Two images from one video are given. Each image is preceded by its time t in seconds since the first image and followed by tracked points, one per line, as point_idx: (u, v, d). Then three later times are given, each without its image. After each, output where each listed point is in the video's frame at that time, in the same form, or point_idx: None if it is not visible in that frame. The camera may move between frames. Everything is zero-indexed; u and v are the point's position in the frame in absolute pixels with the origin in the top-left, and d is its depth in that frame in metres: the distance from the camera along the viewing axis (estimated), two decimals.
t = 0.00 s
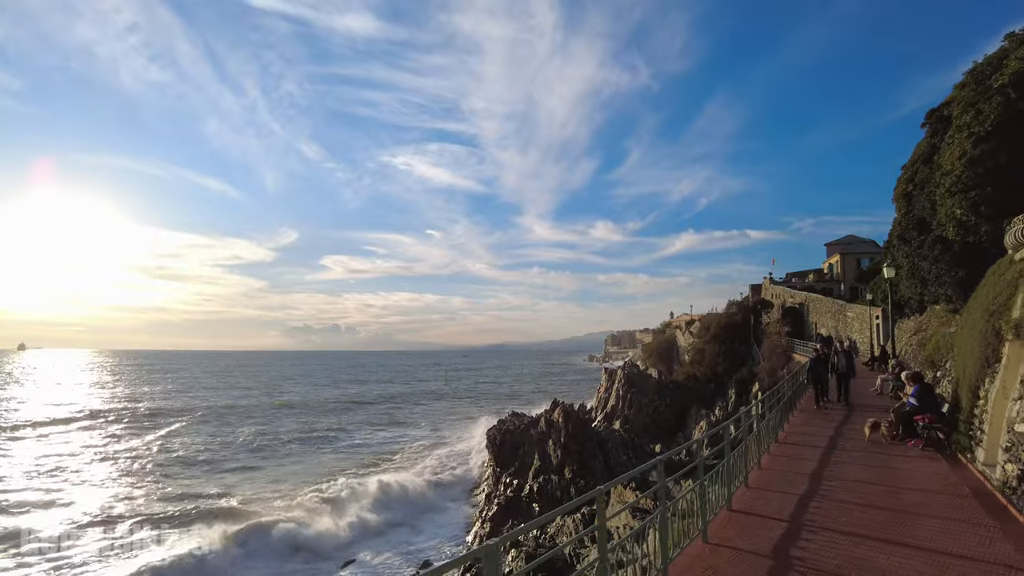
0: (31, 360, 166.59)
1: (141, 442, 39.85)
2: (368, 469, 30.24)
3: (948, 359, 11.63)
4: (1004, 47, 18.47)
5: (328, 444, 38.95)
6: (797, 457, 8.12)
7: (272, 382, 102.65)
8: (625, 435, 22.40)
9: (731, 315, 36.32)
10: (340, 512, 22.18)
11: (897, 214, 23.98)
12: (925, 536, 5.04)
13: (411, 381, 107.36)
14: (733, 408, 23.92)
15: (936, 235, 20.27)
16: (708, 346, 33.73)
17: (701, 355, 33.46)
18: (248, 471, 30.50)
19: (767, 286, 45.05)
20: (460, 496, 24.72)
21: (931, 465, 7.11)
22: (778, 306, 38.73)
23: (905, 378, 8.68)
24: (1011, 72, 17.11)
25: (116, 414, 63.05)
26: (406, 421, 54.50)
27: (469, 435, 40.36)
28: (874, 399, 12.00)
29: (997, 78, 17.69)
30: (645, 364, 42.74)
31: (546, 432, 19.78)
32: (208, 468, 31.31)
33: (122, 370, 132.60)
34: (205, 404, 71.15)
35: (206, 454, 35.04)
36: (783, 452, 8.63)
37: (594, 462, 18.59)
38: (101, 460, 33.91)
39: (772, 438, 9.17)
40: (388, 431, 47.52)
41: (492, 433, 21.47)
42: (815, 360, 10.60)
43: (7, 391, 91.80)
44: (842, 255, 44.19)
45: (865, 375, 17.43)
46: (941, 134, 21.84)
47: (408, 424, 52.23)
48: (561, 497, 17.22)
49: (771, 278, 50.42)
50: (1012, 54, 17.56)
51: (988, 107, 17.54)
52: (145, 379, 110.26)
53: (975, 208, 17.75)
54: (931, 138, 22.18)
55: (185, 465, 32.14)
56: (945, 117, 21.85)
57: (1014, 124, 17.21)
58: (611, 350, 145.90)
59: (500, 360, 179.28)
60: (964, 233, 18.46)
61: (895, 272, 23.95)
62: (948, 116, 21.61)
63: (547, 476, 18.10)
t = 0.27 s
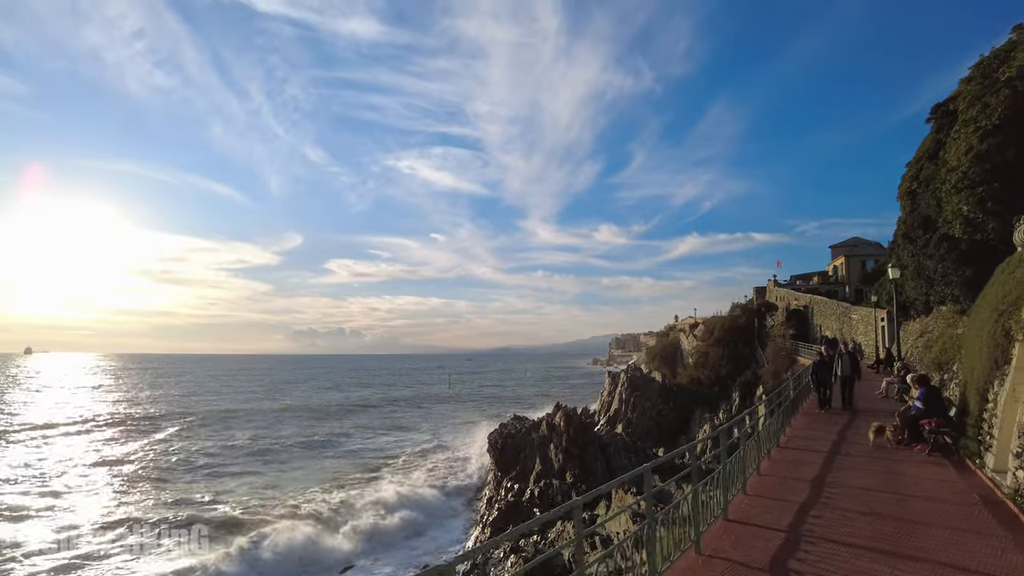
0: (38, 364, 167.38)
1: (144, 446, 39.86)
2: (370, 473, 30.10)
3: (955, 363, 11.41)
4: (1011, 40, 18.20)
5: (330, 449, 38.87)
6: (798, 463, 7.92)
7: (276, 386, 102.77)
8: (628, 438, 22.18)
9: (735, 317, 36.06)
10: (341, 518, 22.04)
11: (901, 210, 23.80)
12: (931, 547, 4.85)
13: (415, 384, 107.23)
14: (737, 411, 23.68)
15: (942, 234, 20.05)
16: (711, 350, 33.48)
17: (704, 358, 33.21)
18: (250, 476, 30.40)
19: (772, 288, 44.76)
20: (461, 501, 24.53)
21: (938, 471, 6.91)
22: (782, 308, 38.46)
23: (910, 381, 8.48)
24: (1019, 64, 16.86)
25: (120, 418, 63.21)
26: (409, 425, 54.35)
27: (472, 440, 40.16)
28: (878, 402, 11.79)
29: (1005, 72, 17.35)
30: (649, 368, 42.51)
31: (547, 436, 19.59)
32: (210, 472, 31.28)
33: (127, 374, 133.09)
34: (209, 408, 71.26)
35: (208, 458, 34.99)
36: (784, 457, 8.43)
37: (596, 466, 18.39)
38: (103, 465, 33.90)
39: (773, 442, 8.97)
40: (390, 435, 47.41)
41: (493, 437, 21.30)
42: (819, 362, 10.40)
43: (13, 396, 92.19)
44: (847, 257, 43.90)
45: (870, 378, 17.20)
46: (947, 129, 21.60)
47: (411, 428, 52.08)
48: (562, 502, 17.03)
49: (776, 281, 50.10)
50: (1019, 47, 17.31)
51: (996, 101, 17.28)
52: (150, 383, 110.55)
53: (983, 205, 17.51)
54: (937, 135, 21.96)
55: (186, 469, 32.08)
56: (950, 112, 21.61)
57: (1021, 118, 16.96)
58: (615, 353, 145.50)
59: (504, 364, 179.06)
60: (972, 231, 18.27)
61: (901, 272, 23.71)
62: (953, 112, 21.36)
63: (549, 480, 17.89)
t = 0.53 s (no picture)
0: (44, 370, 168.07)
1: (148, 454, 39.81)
2: (371, 482, 29.90)
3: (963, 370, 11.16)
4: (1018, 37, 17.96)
5: (332, 456, 38.67)
6: (801, 475, 7.70)
7: (280, 392, 102.77)
8: (631, 445, 21.93)
9: (739, 322, 35.79)
10: (341, 528, 21.84)
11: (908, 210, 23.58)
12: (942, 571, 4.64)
13: (419, 390, 106.98)
14: (741, 417, 23.42)
15: (950, 236, 19.82)
16: (716, 355, 33.20)
17: (709, 364, 32.94)
18: (251, 484, 30.25)
19: (776, 293, 44.47)
20: (463, 509, 24.31)
21: (947, 485, 6.69)
22: (787, 313, 38.17)
23: (918, 389, 8.27)
24: None
25: (124, 425, 63.24)
26: (412, 432, 54.11)
27: (475, 447, 39.92)
28: (884, 410, 11.55)
29: (1014, 68, 16.98)
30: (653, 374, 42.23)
31: (549, 443, 19.37)
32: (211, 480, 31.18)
33: (132, 380, 133.43)
34: (213, 414, 71.24)
35: (210, 466, 34.86)
36: (788, 468, 8.21)
37: (598, 473, 18.15)
38: (105, 473, 33.82)
39: (776, 452, 8.74)
40: (393, 442, 47.21)
41: (494, 444, 21.08)
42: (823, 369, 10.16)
43: (18, 402, 92.46)
44: (852, 261, 43.57)
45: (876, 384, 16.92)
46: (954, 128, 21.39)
47: (414, 435, 51.84)
48: (564, 511, 16.82)
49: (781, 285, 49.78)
50: None
51: (1004, 98, 17.04)
52: (155, 389, 110.77)
53: (991, 205, 17.28)
54: (944, 134, 21.74)
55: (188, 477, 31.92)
56: (957, 111, 21.40)
57: None
58: (620, 358, 145.00)
59: (509, 369, 178.83)
60: (981, 233, 18.04)
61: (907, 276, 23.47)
62: (960, 110, 21.13)
63: (550, 488, 17.67)
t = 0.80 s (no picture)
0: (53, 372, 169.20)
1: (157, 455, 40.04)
2: (376, 484, 29.77)
3: (976, 371, 10.91)
4: None
5: (337, 458, 38.58)
6: (811, 477, 7.50)
7: (286, 394, 102.98)
8: (637, 447, 21.69)
9: (747, 323, 35.46)
10: (344, 531, 21.71)
11: (919, 204, 23.30)
12: None
13: (426, 392, 106.82)
14: (749, 418, 23.11)
15: (964, 230, 19.52)
16: (723, 356, 32.90)
17: (715, 365, 32.65)
18: (255, 486, 30.18)
19: (784, 293, 44.08)
20: (467, 512, 24.12)
21: (962, 489, 6.47)
22: (794, 313, 37.82)
23: (930, 389, 8.06)
24: None
25: (131, 427, 63.45)
26: (418, 434, 53.97)
27: (480, 449, 39.71)
28: (894, 412, 11.30)
29: None
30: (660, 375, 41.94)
31: (554, 444, 19.17)
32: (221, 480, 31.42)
33: (140, 381, 134.04)
34: (219, 416, 71.38)
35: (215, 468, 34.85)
36: (795, 471, 7.98)
37: (603, 475, 17.93)
38: (111, 474, 33.86)
39: (783, 455, 8.51)
40: (398, 444, 47.10)
41: (499, 445, 20.89)
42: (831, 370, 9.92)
43: (27, 403, 93.01)
44: (860, 261, 43.15)
45: (886, 385, 16.66)
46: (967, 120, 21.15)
47: (420, 437, 51.68)
48: (567, 513, 16.63)
49: (788, 286, 49.38)
50: None
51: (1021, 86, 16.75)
52: (163, 390, 111.25)
53: (1007, 197, 16.99)
54: (957, 127, 21.53)
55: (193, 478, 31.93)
56: (971, 102, 21.14)
57: None
58: (627, 360, 144.47)
59: (516, 371, 178.51)
60: (997, 227, 17.77)
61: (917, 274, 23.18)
62: (975, 100, 20.87)
63: (554, 490, 17.47)
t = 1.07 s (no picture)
0: (63, 375, 170.52)
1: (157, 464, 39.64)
2: (380, 490, 29.59)
3: (991, 377, 10.64)
4: None
5: (343, 462, 38.48)
6: (820, 488, 7.29)
7: (294, 397, 103.19)
8: (643, 453, 21.44)
9: (755, 327, 35.13)
10: (348, 539, 21.56)
11: (932, 204, 22.97)
12: None
13: (432, 396, 106.70)
14: (757, 424, 22.82)
15: (979, 230, 19.20)
16: (731, 361, 32.58)
17: (723, 370, 32.33)
18: (259, 492, 30.06)
19: (792, 297, 43.69)
20: (471, 518, 23.91)
21: (979, 504, 6.25)
22: (803, 317, 37.45)
23: (944, 397, 7.84)
24: None
25: (138, 431, 63.64)
26: (424, 438, 53.83)
27: (486, 454, 39.50)
28: (905, 419, 11.06)
29: None
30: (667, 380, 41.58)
31: (559, 450, 18.96)
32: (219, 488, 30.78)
33: (149, 384, 134.82)
34: (226, 420, 71.52)
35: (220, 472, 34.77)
36: (803, 482, 7.75)
37: (608, 482, 17.71)
38: (116, 479, 33.85)
39: (790, 465, 8.27)
40: (403, 449, 46.96)
41: (504, 450, 20.72)
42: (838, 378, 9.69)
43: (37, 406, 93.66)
44: (869, 265, 42.70)
45: (897, 390, 16.38)
46: (982, 116, 20.93)
47: (426, 442, 51.55)
48: (572, 520, 16.42)
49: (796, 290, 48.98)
50: None
51: None
52: (170, 394, 111.56)
53: None
54: (972, 124, 21.28)
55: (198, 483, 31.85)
56: (986, 96, 20.89)
57: None
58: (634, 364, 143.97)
59: (522, 375, 178.11)
60: (1013, 227, 17.46)
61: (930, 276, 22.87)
62: (991, 96, 20.62)
63: (559, 496, 17.26)
